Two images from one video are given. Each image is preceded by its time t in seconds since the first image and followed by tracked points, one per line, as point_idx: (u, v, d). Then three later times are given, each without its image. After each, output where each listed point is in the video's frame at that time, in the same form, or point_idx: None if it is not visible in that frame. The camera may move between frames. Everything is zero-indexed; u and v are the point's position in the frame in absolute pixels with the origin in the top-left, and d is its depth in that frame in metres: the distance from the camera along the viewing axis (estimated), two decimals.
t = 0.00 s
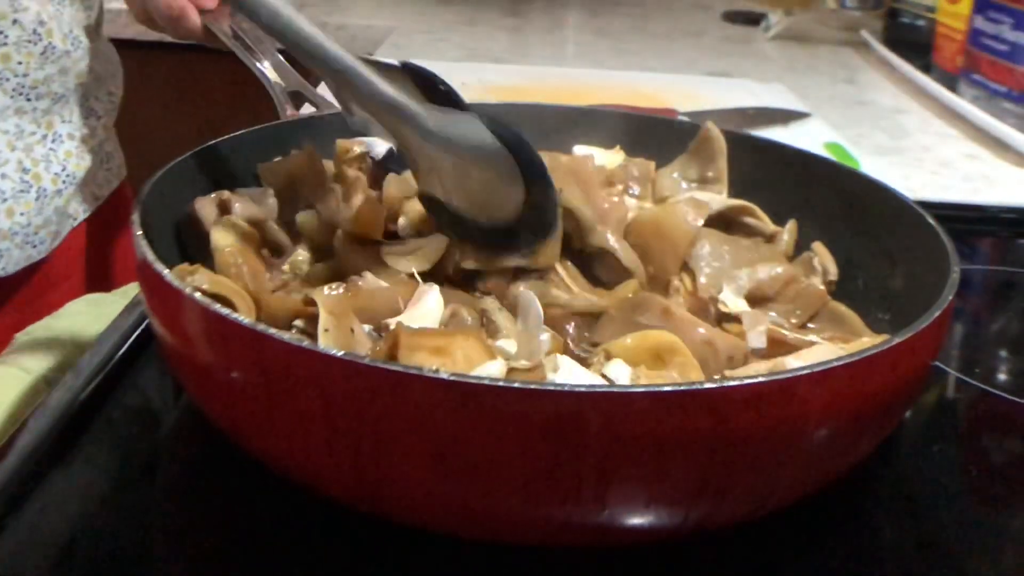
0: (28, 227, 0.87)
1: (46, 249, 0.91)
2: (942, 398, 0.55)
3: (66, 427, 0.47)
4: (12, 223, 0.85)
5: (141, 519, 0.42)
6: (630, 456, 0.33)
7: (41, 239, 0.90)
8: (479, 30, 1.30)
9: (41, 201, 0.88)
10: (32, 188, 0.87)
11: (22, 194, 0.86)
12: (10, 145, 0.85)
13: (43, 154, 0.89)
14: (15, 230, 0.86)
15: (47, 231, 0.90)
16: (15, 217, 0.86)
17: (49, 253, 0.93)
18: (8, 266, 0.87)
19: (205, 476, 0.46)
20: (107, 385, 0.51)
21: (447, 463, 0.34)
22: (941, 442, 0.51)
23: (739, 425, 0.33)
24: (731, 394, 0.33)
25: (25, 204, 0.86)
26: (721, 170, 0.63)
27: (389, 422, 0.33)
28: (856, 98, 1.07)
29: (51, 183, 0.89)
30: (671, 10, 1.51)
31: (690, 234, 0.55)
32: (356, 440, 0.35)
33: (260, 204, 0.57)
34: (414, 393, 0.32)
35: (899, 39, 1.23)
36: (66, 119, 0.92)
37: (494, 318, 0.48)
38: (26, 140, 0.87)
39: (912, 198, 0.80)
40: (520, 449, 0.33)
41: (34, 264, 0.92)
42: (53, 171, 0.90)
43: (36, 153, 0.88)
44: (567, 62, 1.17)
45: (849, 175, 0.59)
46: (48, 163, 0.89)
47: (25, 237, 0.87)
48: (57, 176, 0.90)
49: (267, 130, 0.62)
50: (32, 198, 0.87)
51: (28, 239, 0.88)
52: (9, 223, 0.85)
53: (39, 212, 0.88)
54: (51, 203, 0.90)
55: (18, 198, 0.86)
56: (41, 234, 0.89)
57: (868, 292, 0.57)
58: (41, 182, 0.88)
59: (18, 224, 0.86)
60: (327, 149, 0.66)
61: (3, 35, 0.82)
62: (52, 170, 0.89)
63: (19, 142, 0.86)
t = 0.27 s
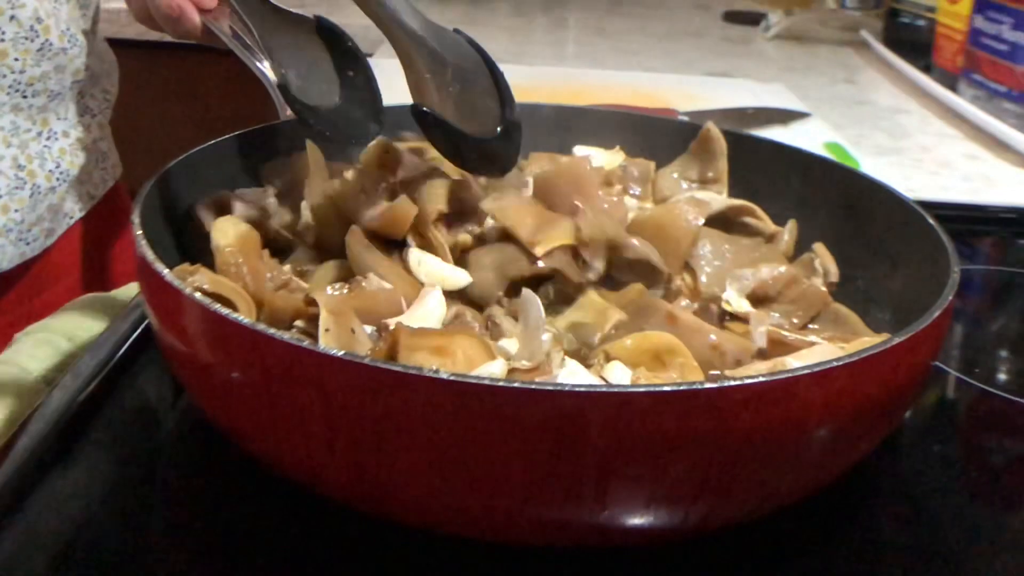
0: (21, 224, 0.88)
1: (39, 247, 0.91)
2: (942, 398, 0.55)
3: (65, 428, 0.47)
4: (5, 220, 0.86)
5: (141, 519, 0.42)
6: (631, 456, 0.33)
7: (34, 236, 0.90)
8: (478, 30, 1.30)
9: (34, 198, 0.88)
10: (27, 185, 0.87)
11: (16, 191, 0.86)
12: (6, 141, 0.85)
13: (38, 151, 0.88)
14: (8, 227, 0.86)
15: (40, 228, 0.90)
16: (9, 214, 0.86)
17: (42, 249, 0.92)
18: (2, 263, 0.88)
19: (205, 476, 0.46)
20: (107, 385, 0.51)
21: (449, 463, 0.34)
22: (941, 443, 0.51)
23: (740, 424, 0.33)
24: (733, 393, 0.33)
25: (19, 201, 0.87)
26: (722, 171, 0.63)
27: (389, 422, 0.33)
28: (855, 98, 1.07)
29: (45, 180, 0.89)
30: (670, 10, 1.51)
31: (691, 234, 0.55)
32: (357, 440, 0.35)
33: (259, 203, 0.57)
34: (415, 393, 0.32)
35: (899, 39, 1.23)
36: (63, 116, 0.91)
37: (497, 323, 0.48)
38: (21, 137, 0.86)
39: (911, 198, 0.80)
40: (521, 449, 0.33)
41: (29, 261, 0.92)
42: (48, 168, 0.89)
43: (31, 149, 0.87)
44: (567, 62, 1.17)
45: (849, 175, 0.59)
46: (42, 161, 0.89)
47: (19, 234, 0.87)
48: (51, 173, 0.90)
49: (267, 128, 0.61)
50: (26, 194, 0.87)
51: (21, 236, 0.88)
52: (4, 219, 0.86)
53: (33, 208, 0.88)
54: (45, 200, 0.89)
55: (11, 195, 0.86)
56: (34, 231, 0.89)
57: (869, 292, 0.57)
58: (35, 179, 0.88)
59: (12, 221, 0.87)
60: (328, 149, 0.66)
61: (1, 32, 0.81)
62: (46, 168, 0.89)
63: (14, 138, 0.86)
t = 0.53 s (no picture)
0: (22, 226, 0.88)
1: (41, 248, 0.91)
2: (942, 398, 0.55)
3: (66, 428, 0.47)
4: (5, 222, 0.86)
5: (142, 518, 0.43)
6: (635, 456, 0.33)
7: (35, 238, 0.90)
8: (479, 30, 1.30)
9: (34, 200, 0.88)
10: (26, 187, 0.88)
11: (14, 193, 0.87)
12: (4, 143, 0.86)
13: (37, 152, 0.88)
14: (8, 228, 0.87)
15: (42, 229, 0.90)
16: (8, 215, 0.87)
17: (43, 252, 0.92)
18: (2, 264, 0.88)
19: (205, 476, 0.46)
20: (108, 386, 0.51)
21: (454, 463, 0.34)
22: (940, 443, 0.51)
23: (743, 423, 0.33)
24: (735, 392, 0.33)
25: (19, 203, 0.87)
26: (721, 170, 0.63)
27: (394, 422, 0.33)
28: (856, 98, 1.07)
29: (44, 182, 0.89)
30: (671, 10, 1.51)
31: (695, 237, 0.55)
32: (360, 440, 0.35)
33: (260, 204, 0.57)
34: (419, 393, 0.32)
35: (900, 39, 1.23)
36: (62, 117, 0.91)
37: (498, 324, 0.48)
38: (19, 138, 0.87)
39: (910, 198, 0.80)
40: (525, 449, 0.33)
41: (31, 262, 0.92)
42: (46, 170, 0.90)
43: (30, 151, 0.88)
44: (567, 62, 1.17)
45: (849, 175, 0.59)
46: (41, 162, 0.89)
47: (19, 235, 0.88)
48: (50, 174, 0.90)
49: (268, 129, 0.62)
50: (25, 196, 0.88)
51: (22, 237, 0.88)
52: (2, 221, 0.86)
53: (32, 210, 0.88)
54: (45, 202, 0.90)
55: (10, 197, 0.86)
56: (35, 232, 0.90)
57: (869, 292, 0.57)
58: (34, 181, 0.88)
59: (12, 223, 0.87)
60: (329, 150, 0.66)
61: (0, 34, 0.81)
62: (45, 169, 0.89)
63: (12, 140, 0.86)
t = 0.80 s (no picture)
0: (29, 225, 0.87)
1: (49, 247, 0.90)
2: (942, 398, 0.55)
3: (68, 428, 0.47)
4: (14, 220, 0.85)
5: (146, 517, 0.42)
6: (652, 452, 0.33)
7: (43, 237, 0.89)
8: (478, 30, 1.30)
9: (42, 198, 0.88)
10: (33, 186, 0.87)
11: (22, 192, 0.86)
12: (11, 142, 0.85)
13: (43, 152, 0.88)
14: (17, 227, 0.86)
15: (50, 228, 0.90)
16: (17, 214, 0.85)
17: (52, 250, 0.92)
18: (10, 263, 0.87)
19: (210, 474, 0.45)
20: (108, 385, 0.51)
21: (470, 460, 0.34)
22: (940, 442, 0.51)
23: (761, 418, 0.33)
24: (752, 389, 0.32)
25: (26, 202, 0.86)
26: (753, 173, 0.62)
27: (410, 419, 0.33)
28: (855, 98, 1.07)
29: (51, 181, 0.89)
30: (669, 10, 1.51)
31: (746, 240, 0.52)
32: (373, 438, 0.34)
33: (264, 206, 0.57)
34: (437, 390, 0.32)
35: (899, 39, 1.24)
36: (62, 116, 0.91)
37: (504, 326, 0.47)
38: (25, 138, 0.86)
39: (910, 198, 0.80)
40: (542, 445, 0.33)
41: (41, 261, 0.92)
42: (52, 169, 0.89)
43: (36, 151, 0.87)
44: (566, 62, 1.17)
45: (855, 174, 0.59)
46: (47, 162, 0.88)
47: (28, 234, 0.87)
48: (56, 173, 0.89)
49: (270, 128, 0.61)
50: (32, 196, 0.87)
51: (30, 237, 0.87)
52: (12, 220, 0.85)
53: (40, 209, 0.88)
54: (52, 201, 0.89)
55: (18, 196, 0.85)
56: (44, 231, 0.89)
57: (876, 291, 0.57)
58: (41, 180, 0.88)
59: (20, 223, 0.86)
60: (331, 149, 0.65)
61: (7, 34, 0.81)
62: (51, 168, 0.89)
63: (19, 140, 0.85)
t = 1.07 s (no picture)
0: (33, 225, 0.87)
1: (54, 247, 0.90)
2: (942, 398, 0.55)
3: (67, 427, 0.47)
4: (18, 220, 0.85)
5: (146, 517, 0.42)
6: (646, 454, 0.33)
7: (47, 238, 0.89)
8: (478, 29, 1.30)
9: (45, 198, 0.88)
10: (36, 187, 0.87)
11: (26, 193, 0.86)
12: (14, 143, 0.85)
13: (46, 152, 0.88)
14: (21, 227, 0.86)
15: (54, 228, 0.89)
16: (20, 214, 0.86)
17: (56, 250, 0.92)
18: (15, 263, 0.87)
19: (209, 475, 0.46)
20: (108, 384, 0.51)
21: (464, 463, 0.34)
22: (941, 443, 0.51)
23: (754, 421, 0.33)
24: (747, 390, 0.33)
25: (30, 202, 0.87)
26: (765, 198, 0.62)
27: (404, 422, 0.33)
28: (855, 98, 1.07)
29: (54, 181, 0.89)
30: (669, 10, 1.51)
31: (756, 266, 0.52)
32: (369, 439, 0.35)
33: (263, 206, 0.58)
34: (430, 393, 0.32)
35: (899, 38, 1.23)
36: (66, 116, 0.91)
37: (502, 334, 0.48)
38: (28, 138, 0.86)
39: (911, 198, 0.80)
40: (536, 448, 0.33)
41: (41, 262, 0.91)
42: (55, 169, 0.89)
43: (39, 151, 0.87)
44: (567, 62, 1.17)
45: (856, 175, 0.59)
46: (50, 162, 0.89)
47: (31, 234, 0.87)
48: (60, 173, 0.90)
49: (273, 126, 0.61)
50: (36, 196, 0.87)
51: (34, 237, 0.87)
52: (15, 220, 0.85)
53: (44, 209, 0.88)
54: (56, 200, 0.89)
55: (22, 196, 0.86)
56: (48, 231, 0.89)
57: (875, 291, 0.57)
58: (44, 180, 0.88)
59: (24, 223, 0.86)
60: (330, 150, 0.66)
61: (7, 34, 0.81)
62: (55, 168, 0.89)
63: (22, 140, 0.86)
